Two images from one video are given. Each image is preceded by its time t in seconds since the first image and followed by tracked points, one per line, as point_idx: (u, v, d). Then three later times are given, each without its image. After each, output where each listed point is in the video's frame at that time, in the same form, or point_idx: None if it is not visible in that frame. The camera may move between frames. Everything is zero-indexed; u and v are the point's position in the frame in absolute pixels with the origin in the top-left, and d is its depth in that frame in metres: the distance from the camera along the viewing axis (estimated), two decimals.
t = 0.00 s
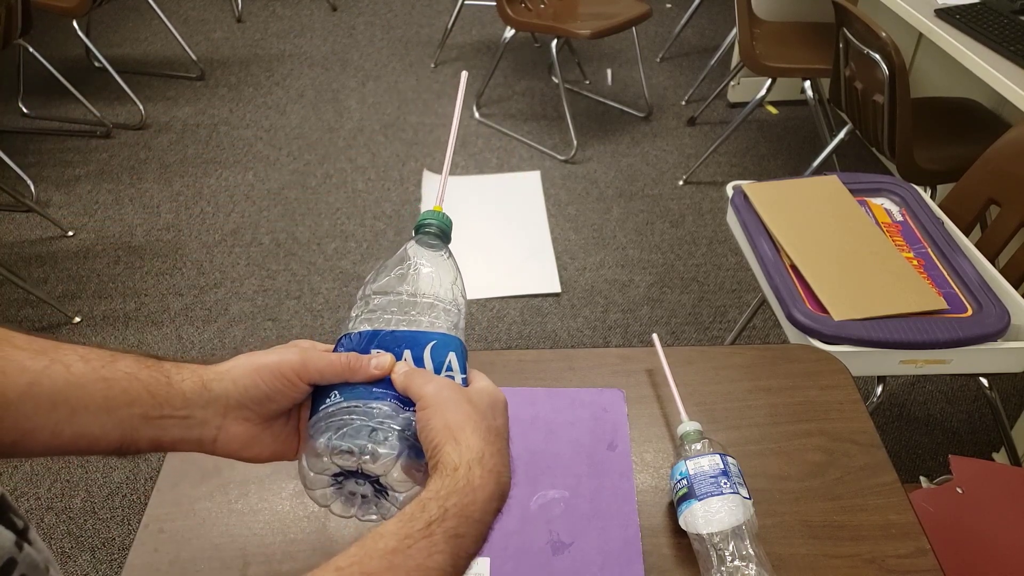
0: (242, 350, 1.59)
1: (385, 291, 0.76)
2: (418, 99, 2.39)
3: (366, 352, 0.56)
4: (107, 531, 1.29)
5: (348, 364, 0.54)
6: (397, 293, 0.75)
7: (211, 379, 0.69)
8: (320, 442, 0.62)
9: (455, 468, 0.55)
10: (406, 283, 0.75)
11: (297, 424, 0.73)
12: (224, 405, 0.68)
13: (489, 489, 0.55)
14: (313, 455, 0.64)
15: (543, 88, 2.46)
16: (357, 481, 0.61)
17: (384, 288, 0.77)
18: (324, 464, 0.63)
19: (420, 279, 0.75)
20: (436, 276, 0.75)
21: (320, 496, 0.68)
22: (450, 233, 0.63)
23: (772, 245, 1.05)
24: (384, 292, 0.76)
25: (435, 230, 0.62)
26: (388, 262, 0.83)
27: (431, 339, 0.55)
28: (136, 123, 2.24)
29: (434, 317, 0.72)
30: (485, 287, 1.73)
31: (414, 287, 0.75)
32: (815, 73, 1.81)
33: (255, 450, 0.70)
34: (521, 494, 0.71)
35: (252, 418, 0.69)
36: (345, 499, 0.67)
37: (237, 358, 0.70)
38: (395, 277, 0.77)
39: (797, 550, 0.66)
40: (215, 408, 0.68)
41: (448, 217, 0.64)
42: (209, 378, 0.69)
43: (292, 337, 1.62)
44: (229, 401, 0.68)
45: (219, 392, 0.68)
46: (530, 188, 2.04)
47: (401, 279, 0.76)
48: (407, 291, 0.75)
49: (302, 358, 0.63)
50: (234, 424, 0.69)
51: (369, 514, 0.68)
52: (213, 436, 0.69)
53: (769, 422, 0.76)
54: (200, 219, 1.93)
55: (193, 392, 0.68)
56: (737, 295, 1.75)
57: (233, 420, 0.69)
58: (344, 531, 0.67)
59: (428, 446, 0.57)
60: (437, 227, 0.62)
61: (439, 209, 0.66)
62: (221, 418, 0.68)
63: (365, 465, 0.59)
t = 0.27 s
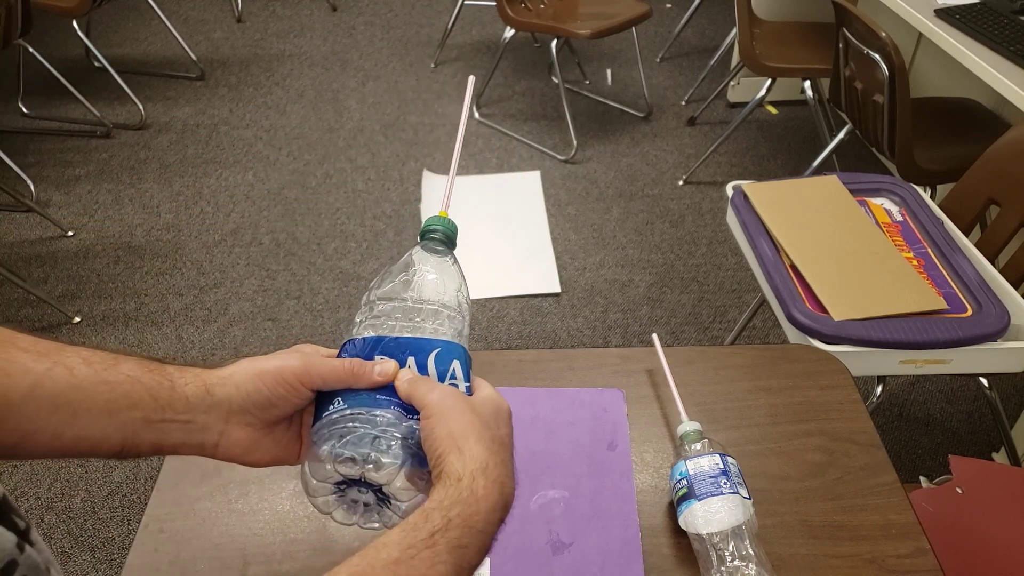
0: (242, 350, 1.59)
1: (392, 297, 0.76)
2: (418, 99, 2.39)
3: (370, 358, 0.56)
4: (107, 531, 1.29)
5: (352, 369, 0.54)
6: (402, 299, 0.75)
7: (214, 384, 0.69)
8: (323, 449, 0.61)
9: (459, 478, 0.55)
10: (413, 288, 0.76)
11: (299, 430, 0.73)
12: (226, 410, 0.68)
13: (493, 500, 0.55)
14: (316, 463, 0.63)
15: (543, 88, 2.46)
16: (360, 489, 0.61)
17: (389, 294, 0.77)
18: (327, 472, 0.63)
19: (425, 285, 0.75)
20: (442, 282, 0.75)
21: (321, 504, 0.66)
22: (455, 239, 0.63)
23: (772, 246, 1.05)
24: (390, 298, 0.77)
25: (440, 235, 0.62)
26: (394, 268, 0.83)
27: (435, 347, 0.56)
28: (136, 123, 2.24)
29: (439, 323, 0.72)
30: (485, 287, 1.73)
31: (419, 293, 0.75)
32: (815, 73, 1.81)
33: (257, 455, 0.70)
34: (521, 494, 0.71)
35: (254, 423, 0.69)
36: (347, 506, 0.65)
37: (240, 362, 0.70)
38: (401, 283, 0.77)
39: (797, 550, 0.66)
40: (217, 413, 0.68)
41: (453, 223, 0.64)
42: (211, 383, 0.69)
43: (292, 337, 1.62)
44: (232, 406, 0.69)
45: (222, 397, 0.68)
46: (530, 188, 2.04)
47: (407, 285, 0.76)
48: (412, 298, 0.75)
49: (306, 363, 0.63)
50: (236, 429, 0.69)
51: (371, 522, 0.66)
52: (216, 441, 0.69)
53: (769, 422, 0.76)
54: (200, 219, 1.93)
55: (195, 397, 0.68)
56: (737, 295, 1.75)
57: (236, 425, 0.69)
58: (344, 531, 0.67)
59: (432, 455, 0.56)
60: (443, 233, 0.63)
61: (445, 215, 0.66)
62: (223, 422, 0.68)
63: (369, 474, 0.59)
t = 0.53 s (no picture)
0: (242, 349, 1.59)
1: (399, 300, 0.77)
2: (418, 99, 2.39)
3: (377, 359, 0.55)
4: (107, 531, 1.29)
5: (359, 370, 0.54)
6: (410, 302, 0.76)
7: (222, 385, 0.69)
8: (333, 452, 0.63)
9: (467, 483, 0.55)
10: (420, 289, 0.76)
11: (306, 432, 0.73)
12: (234, 411, 0.69)
13: (502, 505, 0.55)
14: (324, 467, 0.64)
15: (543, 88, 2.46)
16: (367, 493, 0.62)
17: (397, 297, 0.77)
18: (335, 475, 0.64)
19: (432, 288, 0.75)
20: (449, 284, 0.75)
21: (331, 506, 0.68)
22: (462, 241, 0.63)
23: (772, 245, 1.05)
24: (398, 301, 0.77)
25: (447, 238, 0.63)
26: (401, 270, 0.83)
27: (442, 349, 0.55)
28: (136, 123, 2.24)
29: (446, 326, 0.72)
30: (485, 287, 1.73)
31: (427, 295, 0.75)
32: (815, 73, 1.81)
33: (264, 456, 0.70)
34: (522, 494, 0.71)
35: (262, 425, 0.69)
36: (354, 509, 0.66)
37: (248, 364, 0.70)
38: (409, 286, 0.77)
39: (797, 550, 0.66)
40: (225, 414, 0.68)
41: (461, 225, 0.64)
42: (219, 384, 0.69)
43: (292, 337, 1.62)
44: (240, 407, 0.69)
45: (229, 398, 0.68)
46: (530, 188, 2.04)
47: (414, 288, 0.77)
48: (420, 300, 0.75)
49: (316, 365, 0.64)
50: (244, 431, 0.69)
51: (378, 525, 0.67)
52: (223, 442, 0.69)
53: (769, 422, 0.76)
54: (200, 219, 1.93)
55: (203, 398, 0.68)
56: (737, 295, 1.75)
57: (243, 426, 0.69)
58: (344, 531, 0.67)
59: (440, 458, 0.57)
60: (450, 235, 0.63)
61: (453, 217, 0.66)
62: (230, 424, 0.68)
63: (376, 477, 0.59)
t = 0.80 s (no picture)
0: (242, 349, 1.59)
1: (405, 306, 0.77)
2: (418, 99, 2.39)
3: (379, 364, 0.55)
4: (107, 531, 1.29)
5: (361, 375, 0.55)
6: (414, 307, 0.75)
7: (224, 388, 0.69)
8: (337, 458, 0.64)
9: (467, 487, 0.55)
10: (423, 293, 0.75)
11: (308, 435, 0.73)
12: (236, 414, 0.69)
13: (501, 510, 0.55)
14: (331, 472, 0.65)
15: (543, 88, 2.46)
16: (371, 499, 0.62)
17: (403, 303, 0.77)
18: (341, 481, 0.65)
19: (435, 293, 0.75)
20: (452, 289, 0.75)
21: (334, 512, 0.68)
22: (466, 246, 0.63)
23: (772, 245, 1.05)
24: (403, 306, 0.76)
25: (452, 243, 0.63)
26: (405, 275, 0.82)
27: (444, 355, 0.55)
28: (136, 123, 2.24)
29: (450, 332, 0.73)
30: (485, 287, 1.73)
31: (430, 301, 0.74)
32: (815, 74, 1.81)
33: (265, 458, 0.70)
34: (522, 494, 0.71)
35: (263, 428, 0.69)
36: (359, 515, 0.66)
37: (249, 366, 0.70)
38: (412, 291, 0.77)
39: (797, 550, 0.66)
40: (226, 416, 0.68)
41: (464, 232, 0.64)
42: (220, 387, 0.69)
43: (292, 336, 1.62)
44: (241, 410, 0.69)
45: (231, 401, 0.68)
46: (530, 187, 2.04)
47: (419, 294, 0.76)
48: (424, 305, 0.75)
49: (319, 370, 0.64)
50: (245, 433, 0.69)
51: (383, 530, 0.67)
52: (224, 444, 0.69)
53: (769, 422, 0.76)
54: (200, 219, 1.93)
55: (205, 401, 0.68)
56: (737, 295, 1.75)
57: (244, 429, 0.69)
58: (344, 531, 0.67)
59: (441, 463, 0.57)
60: (454, 241, 0.63)
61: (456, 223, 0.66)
62: (232, 426, 0.69)
63: (380, 486, 0.60)
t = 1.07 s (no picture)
0: (242, 349, 1.59)
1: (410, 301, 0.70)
2: (418, 99, 2.39)
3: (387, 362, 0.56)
4: (107, 531, 1.29)
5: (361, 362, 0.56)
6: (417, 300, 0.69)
7: (226, 389, 0.67)
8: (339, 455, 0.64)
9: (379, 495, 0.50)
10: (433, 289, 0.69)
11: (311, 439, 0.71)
12: (237, 415, 0.67)
13: (412, 494, 0.50)
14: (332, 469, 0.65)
15: (543, 88, 2.46)
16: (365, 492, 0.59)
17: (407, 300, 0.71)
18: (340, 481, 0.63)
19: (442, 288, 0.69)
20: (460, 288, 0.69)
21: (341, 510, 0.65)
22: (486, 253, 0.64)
23: (772, 245, 1.05)
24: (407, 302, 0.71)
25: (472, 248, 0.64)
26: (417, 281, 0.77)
27: (443, 347, 0.54)
28: (136, 123, 2.24)
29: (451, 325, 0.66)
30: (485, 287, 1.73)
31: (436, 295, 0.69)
32: (815, 74, 1.80)
33: (265, 460, 0.69)
34: (522, 494, 0.71)
35: (264, 430, 0.68)
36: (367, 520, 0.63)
37: (252, 368, 0.68)
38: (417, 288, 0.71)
39: (797, 550, 0.66)
40: (227, 418, 0.67)
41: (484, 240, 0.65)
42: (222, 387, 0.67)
43: (293, 337, 1.62)
44: (242, 412, 0.67)
45: (232, 403, 0.67)
46: (530, 187, 2.04)
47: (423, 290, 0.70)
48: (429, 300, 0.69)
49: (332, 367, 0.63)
50: (246, 435, 0.68)
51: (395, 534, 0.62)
52: (224, 445, 0.68)
53: (769, 422, 0.76)
54: (200, 219, 1.93)
55: (206, 402, 0.66)
56: (737, 295, 1.75)
57: (245, 431, 0.68)
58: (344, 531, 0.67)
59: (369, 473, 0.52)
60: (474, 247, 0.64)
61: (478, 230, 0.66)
62: (233, 428, 0.67)
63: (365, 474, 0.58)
